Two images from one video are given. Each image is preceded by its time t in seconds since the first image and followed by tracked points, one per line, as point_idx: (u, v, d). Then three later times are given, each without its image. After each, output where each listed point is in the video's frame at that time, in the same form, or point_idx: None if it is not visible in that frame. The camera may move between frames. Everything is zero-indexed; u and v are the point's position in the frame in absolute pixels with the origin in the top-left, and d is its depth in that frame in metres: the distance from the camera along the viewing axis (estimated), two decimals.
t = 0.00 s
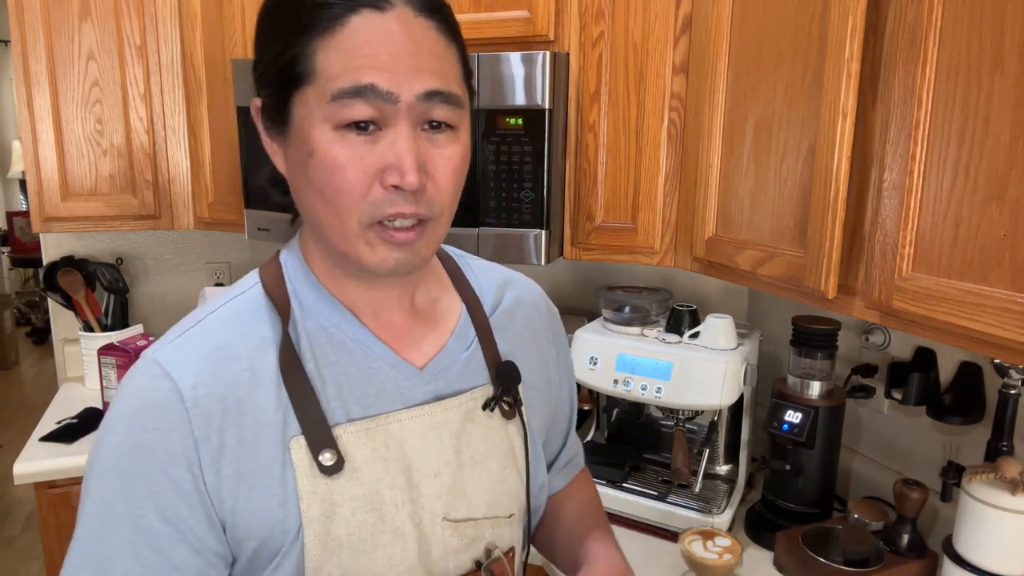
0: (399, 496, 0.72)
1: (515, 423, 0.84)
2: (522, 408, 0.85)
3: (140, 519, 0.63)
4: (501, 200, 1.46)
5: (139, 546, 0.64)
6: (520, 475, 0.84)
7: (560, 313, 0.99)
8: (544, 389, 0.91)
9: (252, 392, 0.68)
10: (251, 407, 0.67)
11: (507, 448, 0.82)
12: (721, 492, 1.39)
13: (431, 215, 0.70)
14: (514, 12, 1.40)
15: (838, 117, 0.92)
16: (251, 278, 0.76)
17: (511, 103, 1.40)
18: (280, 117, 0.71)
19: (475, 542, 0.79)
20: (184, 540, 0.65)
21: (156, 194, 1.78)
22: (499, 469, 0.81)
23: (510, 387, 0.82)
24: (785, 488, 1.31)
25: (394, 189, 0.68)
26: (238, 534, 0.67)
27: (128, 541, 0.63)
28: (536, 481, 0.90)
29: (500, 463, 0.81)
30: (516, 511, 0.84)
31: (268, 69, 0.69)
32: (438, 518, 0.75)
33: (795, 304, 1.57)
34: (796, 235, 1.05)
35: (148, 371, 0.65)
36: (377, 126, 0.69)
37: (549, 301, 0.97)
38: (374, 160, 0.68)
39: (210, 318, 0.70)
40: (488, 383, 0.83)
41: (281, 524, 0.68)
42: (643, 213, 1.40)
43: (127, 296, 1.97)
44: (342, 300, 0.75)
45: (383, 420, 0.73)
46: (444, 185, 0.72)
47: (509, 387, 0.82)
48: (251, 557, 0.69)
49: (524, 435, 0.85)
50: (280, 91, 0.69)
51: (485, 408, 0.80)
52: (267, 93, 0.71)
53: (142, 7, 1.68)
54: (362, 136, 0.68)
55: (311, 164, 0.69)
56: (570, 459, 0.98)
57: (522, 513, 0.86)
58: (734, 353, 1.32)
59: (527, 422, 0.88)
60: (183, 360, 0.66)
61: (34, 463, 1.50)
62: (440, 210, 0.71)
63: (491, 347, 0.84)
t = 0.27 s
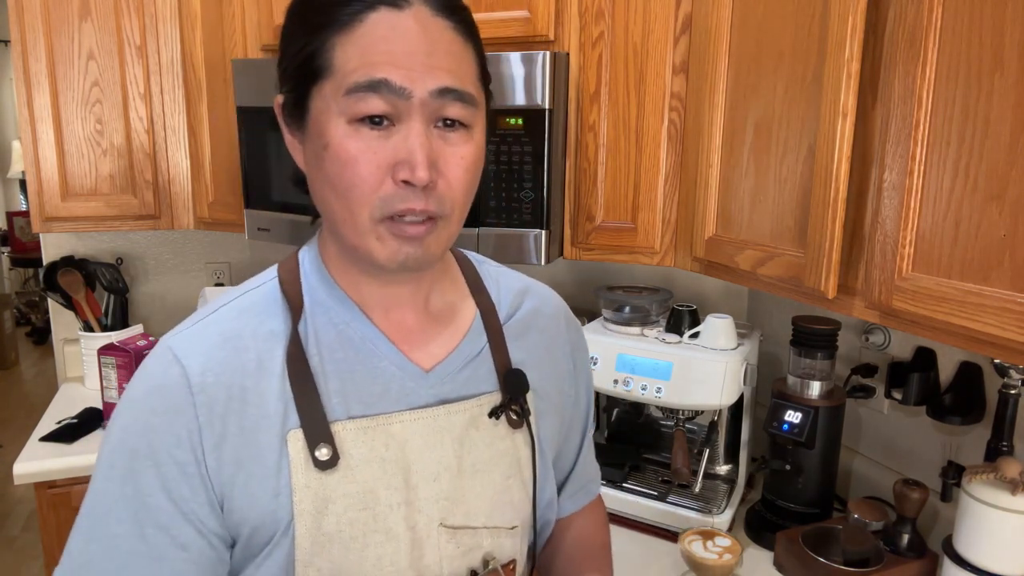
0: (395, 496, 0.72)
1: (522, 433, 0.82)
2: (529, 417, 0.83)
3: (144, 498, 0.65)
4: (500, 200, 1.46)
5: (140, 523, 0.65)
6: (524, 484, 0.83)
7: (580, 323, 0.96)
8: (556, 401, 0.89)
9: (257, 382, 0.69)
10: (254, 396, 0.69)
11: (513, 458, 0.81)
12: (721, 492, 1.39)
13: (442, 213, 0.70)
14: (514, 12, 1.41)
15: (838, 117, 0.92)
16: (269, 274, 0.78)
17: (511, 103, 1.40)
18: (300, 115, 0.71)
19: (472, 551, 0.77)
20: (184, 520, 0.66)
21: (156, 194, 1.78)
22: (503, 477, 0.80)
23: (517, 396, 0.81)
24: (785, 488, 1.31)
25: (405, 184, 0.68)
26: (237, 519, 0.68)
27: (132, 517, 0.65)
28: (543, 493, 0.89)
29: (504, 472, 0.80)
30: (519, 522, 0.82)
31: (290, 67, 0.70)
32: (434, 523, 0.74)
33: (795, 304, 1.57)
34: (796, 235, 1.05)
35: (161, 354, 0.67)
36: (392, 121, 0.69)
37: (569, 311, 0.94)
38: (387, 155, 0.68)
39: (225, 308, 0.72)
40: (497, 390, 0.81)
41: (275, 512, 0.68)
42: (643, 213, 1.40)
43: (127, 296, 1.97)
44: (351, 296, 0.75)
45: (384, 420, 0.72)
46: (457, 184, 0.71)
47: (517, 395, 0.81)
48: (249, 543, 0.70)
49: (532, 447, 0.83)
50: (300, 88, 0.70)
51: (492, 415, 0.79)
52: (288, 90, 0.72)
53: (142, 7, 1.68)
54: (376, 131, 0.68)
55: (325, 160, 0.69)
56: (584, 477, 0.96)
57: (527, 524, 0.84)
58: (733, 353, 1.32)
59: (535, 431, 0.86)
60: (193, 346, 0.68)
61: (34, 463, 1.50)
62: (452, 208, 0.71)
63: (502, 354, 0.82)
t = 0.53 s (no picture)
0: (389, 494, 0.72)
1: (526, 438, 0.81)
2: (533, 423, 0.82)
3: (141, 480, 0.66)
4: (500, 200, 1.46)
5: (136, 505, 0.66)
6: (527, 492, 0.81)
7: (597, 331, 0.94)
8: (566, 408, 0.87)
9: (257, 374, 0.70)
10: (253, 388, 0.69)
11: (514, 464, 0.80)
12: (721, 492, 1.39)
13: (445, 211, 0.70)
14: (514, 12, 1.41)
15: (837, 117, 0.92)
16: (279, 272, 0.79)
17: (511, 103, 1.40)
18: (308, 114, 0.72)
19: (467, 555, 0.76)
20: (177, 504, 0.67)
21: (156, 194, 1.78)
22: (503, 483, 0.79)
23: (520, 401, 0.79)
24: (785, 488, 1.31)
25: (408, 181, 0.68)
26: (230, 508, 0.69)
27: (128, 498, 0.66)
28: (548, 502, 0.86)
29: (504, 478, 0.79)
30: (519, 529, 0.81)
31: (298, 66, 0.71)
32: (429, 524, 0.74)
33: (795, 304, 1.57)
34: (796, 235, 1.05)
35: (168, 340, 0.68)
36: (395, 118, 0.69)
37: (584, 318, 0.92)
38: (391, 152, 0.68)
39: (234, 301, 0.73)
40: (500, 395, 0.80)
41: (267, 502, 0.69)
42: (643, 213, 1.40)
43: (126, 296, 1.97)
44: (355, 293, 0.75)
45: (381, 418, 0.72)
46: (461, 183, 0.71)
47: (520, 400, 0.79)
48: (243, 532, 0.70)
49: (535, 453, 0.82)
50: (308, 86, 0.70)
51: (494, 420, 0.78)
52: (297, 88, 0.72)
53: (142, 7, 1.68)
54: (379, 128, 0.68)
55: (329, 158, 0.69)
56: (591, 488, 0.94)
57: (530, 532, 0.83)
58: (733, 353, 1.32)
59: (540, 437, 0.84)
60: (197, 334, 0.69)
61: (34, 463, 1.50)
62: (455, 207, 0.71)
63: (508, 359, 0.81)
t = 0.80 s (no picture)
0: (390, 496, 0.72)
1: (528, 441, 0.81)
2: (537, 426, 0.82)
3: (147, 480, 0.66)
4: (500, 200, 1.45)
5: (141, 502, 0.66)
6: (529, 495, 0.81)
7: (600, 332, 0.94)
8: (568, 410, 0.87)
9: (261, 375, 0.69)
10: (257, 389, 0.69)
11: (517, 466, 0.80)
12: (721, 492, 1.39)
13: (428, 207, 0.68)
14: (514, 12, 1.41)
15: (838, 117, 0.92)
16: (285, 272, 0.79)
17: (511, 103, 1.40)
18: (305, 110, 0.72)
19: (468, 557, 0.76)
20: (182, 503, 0.67)
21: (156, 194, 1.78)
22: (505, 486, 0.79)
23: (524, 404, 0.79)
24: (785, 488, 1.31)
25: (386, 177, 0.67)
26: (235, 508, 0.69)
27: (135, 497, 0.66)
28: (550, 502, 0.86)
29: (507, 480, 0.79)
30: (521, 532, 0.81)
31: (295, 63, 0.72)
32: (430, 526, 0.74)
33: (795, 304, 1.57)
34: (796, 235, 1.05)
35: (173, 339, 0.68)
36: (377, 113, 0.69)
37: (588, 319, 0.92)
38: (370, 146, 0.67)
39: (240, 301, 0.73)
40: (503, 397, 0.80)
41: (270, 503, 0.69)
42: (642, 213, 1.40)
43: (126, 296, 1.97)
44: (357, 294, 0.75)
45: (384, 420, 0.72)
46: (445, 181, 0.70)
47: (524, 403, 0.79)
48: (247, 531, 0.70)
49: (538, 456, 0.82)
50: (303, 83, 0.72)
51: (496, 422, 0.78)
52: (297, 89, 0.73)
53: (142, 7, 1.68)
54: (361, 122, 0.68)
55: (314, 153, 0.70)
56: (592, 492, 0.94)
57: (531, 534, 0.83)
58: (734, 353, 1.32)
59: (543, 440, 0.84)
60: (203, 333, 0.69)
61: (34, 463, 1.50)
62: (439, 205, 0.69)
63: (512, 361, 0.81)
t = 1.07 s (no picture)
0: (392, 500, 0.72)
1: (531, 443, 0.81)
2: (540, 428, 0.82)
3: (149, 486, 0.65)
4: (500, 200, 1.45)
5: (144, 508, 0.66)
6: (532, 497, 0.81)
7: (602, 332, 0.94)
8: (571, 411, 0.87)
9: (263, 379, 0.69)
10: (259, 393, 0.69)
11: (519, 469, 0.80)
12: (721, 492, 1.39)
13: (428, 211, 0.69)
14: (514, 12, 1.41)
15: (838, 117, 0.92)
16: (284, 274, 0.79)
17: (511, 103, 1.40)
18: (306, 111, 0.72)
19: (470, 561, 0.76)
20: (185, 508, 0.66)
21: (156, 194, 1.77)
22: (507, 488, 0.79)
23: (527, 407, 0.79)
24: (785, 488, 1.31)
25: (387, 180, 0.67)
26: (237, 512, 0.69)
27: (137, 502, 0.66)
28: (553, 505, 0.86)
29: (509, 483, 0.79)
30: (523, 535, 0.81)
31: (295, 64, 0.72)
32: (433, 530, 0.74)
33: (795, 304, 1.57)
34: (797, 235, 1.05)
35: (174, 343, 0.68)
36: (377, 115, 0.69)
37: (590, 320, 0.92)
38: (371, 149, 0.67)
39: (239, 303, 0.73)
40: (506, 399, 0.80)
41: (272, 507, 0.69)
42: (643, 213, 1.40)
43: (126, 296, 1.97)
44: (359, 296, 0.75)
45: (387, 423, 0.72)
46: (446, 184, 0.70)
47: (526, 406, 0.79)
48: (250, 536, 0.70)
49: (541, 459, 0.82)
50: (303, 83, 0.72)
51: (499, 424, 0.78)
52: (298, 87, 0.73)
53: (142, 7, 1.68)
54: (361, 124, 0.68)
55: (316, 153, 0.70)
56: (595, 493, 0.94)
57: (534, 537, 0.83)
58: (734, 353, 1.32)
59: (546, 442, 0.84)
60: (204, 338, 0.68)
61: (34, 463, 1.50)
62: (440, 207, 0.70)
63: (514, 363, 0.81)
